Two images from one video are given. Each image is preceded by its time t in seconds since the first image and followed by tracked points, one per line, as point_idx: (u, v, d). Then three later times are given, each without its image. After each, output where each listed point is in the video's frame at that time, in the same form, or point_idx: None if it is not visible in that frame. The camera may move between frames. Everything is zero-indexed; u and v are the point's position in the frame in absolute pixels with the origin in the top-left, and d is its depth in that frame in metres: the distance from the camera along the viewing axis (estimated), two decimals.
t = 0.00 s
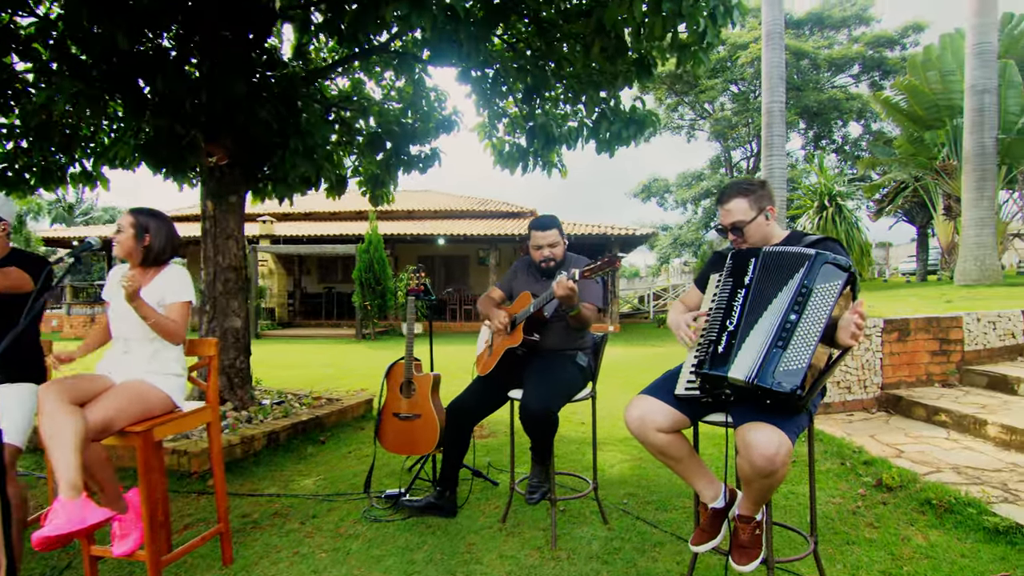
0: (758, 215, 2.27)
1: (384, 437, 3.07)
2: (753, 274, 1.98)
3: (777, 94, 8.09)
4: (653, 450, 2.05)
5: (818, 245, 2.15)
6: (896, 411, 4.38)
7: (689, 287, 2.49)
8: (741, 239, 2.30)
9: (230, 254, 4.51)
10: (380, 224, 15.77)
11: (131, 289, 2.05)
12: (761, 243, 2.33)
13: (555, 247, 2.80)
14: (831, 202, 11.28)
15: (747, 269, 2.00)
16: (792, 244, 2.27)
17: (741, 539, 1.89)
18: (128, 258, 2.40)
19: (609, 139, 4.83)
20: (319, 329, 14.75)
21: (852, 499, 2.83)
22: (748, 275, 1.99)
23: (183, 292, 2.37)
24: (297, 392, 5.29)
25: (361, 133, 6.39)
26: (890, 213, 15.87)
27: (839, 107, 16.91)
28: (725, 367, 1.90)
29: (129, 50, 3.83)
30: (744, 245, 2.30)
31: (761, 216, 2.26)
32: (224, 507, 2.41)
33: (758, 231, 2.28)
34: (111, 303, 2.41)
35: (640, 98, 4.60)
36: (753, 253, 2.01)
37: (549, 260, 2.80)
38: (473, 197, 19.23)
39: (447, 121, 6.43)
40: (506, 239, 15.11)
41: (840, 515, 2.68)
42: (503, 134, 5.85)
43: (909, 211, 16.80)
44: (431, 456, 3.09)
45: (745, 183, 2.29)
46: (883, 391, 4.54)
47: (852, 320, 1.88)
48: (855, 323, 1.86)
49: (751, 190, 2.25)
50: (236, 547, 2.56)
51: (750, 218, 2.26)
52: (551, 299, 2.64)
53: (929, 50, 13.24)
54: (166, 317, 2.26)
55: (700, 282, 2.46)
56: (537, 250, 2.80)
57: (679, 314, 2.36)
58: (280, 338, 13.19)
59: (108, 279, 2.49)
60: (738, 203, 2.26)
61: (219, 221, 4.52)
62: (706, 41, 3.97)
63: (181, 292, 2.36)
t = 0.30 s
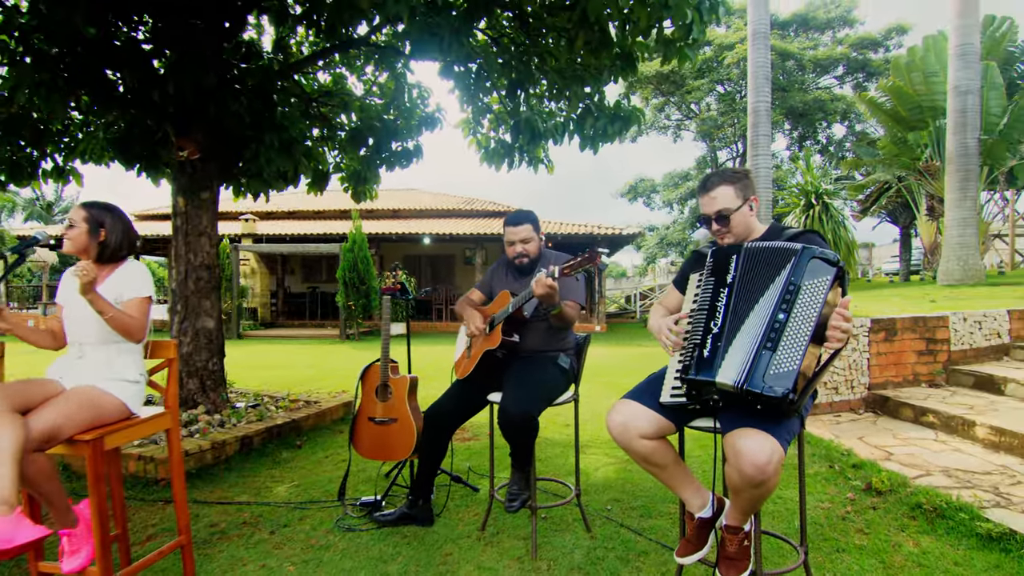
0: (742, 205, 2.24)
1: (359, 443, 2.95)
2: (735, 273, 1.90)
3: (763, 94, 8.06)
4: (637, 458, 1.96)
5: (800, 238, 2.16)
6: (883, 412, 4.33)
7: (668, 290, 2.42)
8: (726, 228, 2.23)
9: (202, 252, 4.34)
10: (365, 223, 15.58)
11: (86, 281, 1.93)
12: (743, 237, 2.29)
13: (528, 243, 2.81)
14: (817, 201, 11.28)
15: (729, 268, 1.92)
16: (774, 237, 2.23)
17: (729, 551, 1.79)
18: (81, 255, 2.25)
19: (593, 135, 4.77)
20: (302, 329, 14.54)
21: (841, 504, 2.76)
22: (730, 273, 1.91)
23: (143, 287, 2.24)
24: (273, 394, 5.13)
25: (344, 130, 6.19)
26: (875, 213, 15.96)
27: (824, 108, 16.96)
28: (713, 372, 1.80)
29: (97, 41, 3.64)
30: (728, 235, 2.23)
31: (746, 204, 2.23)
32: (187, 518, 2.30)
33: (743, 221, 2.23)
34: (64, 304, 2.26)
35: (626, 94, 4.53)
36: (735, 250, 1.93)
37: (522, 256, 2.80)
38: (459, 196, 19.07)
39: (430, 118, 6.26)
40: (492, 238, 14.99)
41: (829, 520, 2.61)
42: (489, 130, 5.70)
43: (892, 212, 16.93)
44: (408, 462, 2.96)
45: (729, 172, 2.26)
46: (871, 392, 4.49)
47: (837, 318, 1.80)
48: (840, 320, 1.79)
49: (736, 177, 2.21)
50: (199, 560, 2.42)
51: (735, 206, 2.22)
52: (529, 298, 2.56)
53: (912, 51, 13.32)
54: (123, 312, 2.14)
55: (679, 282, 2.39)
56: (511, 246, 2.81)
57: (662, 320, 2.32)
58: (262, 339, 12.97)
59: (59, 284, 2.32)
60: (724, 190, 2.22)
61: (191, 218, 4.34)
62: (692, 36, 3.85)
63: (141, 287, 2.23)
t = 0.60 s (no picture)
0: (726, 195, 2.20)
1: (333, 450, 2.82)
2: (716, 273, 1.79)
3: (749, 93, 8.02)
4: (622, 468, 1.87)
5: (781, 230, 2.08)
6: (871, 413, 4.27)
7: (649, 292, 2.35)
8: (710, 217, 2.17)
9: (173, 249, 4.18)
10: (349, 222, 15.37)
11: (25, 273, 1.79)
12: (724, 230, 2.25)
13: (504, 242, 2.72)
14: (804, 199, 11.27)
15: (709, 267, 1.81)
16: (754, 231, 2.19)
17: (718, 565, 1.70)
18: (40, 252, 2.11)
19: (576, 132, 4.54)
20: (285, 329, 14.32)
21: (832, 509, 2.68)
22: (711, 273, 1.81)
23: (101, 289, 2.10)
24: (249, 397, 4.98)
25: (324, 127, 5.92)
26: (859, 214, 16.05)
27: (809, 108, 17.00)
28: (699, 381, 1.69)
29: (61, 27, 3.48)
30: (710, 225, 2.18)
31: (730, 195, 2.20)
32: (144, 532, 2.18)
33: (725, 211, 2.21)
34: (9, 301, 2.10)
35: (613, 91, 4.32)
36: (714, 247, 1.82)
37: (498, 256, 2.72)
38: (445, 194, 18.90)
39: (412, 115, 5.97)
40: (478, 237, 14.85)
41: (819, 527, 2.52)
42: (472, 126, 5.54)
43: (876, 212, 17.06)
44: (385, 469, 2.84)
45: (715, 161, 2.23)
46: (858, 392, 4.43)
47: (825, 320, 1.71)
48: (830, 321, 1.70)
49: (722, 165, 2.18)
50: None
51: (720, 193, 2.18)
52: (511, 299, 2.45)
53: (896, 52, 13.37)
54: (73, 312, 2.00)
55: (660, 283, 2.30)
56: (490, 244, 2.73)
57: (642, 322, 2.22)
58: (244, 339, 12.74)
59: None
60: (710, 177, 2.18)
61: (160, 215, 4.17)
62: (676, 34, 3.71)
63: (99, 288, 2.09)
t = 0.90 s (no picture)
0: (709, 183, 2.14)
1: (304, 458, 2.69)
2: (698, 273, 1.71)
3: (732, 91, 8.00)
4: (606, 479, 1.77)
5: (763, 223, 2.02)
6: (857, 413, 4.23)
7: (629, 293, 2.27)
8: (688, 202, 2.13)
9: (139, 246, 4.00)
10: (330, 219, 15.13)
11: None
12: (705, 220, 2.19)
13: (483, 238, 2.62)
14: (790, 197, 11.27)
15: (689, 268, 1.72)
16: (734, 222, 2.13)
17: None
18: None
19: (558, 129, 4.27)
20: (265, 327, 14.08)
21: (820, 514, 2.61)
22: (692, 274, 1.72)
23: (46, 295, 1.96)
24: (222, 399, 4.82)
25: (302, 121, 5.59)
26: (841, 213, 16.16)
27: (791, 108, 17.08)
28: (688, 391, 1.60)
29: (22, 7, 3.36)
30: (690, 211, 2.14)
31: (712, 183, 2.14)
32: (96, 543, 2.07)
33: (707, 198, 2.14)
34: None
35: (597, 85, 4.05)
36: (694, 246, 1.73)
37: (478, 252, 2.62)
38: (428, 192, 18.72)
39: (394, 112, 5.59)
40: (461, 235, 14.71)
41: (809, 533, 2.44)
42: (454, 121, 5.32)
43: (856, 211, 17.23)
44: (359, 476, 2.71)
45: (698, 149, 2.17)
46: (843, 392, 4.39)
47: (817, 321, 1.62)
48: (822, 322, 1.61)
49: (705, 152, 2.13)
50: None
51: (703, 179, 2.12)
52: (488, 300, 2.36)
53: (877, 52, 13.46)
54: (12, 321, 1.86)
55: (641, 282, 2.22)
56: (468, 241, 2.63)
57: (622, 327, 2.12)
58: (222, 338, 12.49)
59: None
60: (692, 163, 2.12)
61: (126, 210, 4.00)
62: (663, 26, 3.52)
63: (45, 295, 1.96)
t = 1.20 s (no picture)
0: (694, 178, 2.07)
1: (279, 465, 2.58)
2: (687, 273, 1.63)
3: (718, 90, 7.96)
4: (592, 489, 1.69)
5: (752, 220, 1.93)
6: (844, 413, 4.19)
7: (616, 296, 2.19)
8: (671, 197, 2.06)
9: (107, 243, 3.85)
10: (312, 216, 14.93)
11: None
12: (690, 218, 2.11)
13: (467, 235, 2.52)
14: (776, 195, 11.29)
15: (678, 267, 1.64)
16: (720, 219, 2.05)
17: None
18: None
19: (546, 121, 4.15)
20: (246, 327, 13.84)
21: (811, 518, 2.54)
22: (681, 273, 1.64)
23: None
24: (197, 401, 4.67)
25: (282, 115, 5.20)
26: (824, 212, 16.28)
27: (775, 107, 17.16)
28: (678, 396, 1.52)
29: None
30: (672, 207, 2.06)
31: (697, 179, 2.06)
32: (48, 554, 1.97)
33: (691, 192, 2.06)
34: None
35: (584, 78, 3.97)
36: (682, 244, 1.66)
37: (461, 250, 2.53)
38: (412, 190, 18.54)
39: (376, 104, 5.35)
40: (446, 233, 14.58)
41: (799, 539, 2.37)
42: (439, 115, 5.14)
43: (839, 211, 17.36)
44: (335, 484, 2.61)
45: (684, 144, 2.11)
46: (830, 392, 4.35)
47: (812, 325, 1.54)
48: (817, 324, 1.52)
49: (690, 147, 2.07)
50: None
51: (687, 174, 2.05)
52: (469, 301, 2.26)
53: (860, 53, 13.54)
54: None
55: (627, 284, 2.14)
56: (449, 239, 2.53)
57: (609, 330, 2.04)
58: (201, 337, 12.24)
59: None
60: (676, 156, 2.06)
61: (93, 206, 3.84)
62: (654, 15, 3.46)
63: None
